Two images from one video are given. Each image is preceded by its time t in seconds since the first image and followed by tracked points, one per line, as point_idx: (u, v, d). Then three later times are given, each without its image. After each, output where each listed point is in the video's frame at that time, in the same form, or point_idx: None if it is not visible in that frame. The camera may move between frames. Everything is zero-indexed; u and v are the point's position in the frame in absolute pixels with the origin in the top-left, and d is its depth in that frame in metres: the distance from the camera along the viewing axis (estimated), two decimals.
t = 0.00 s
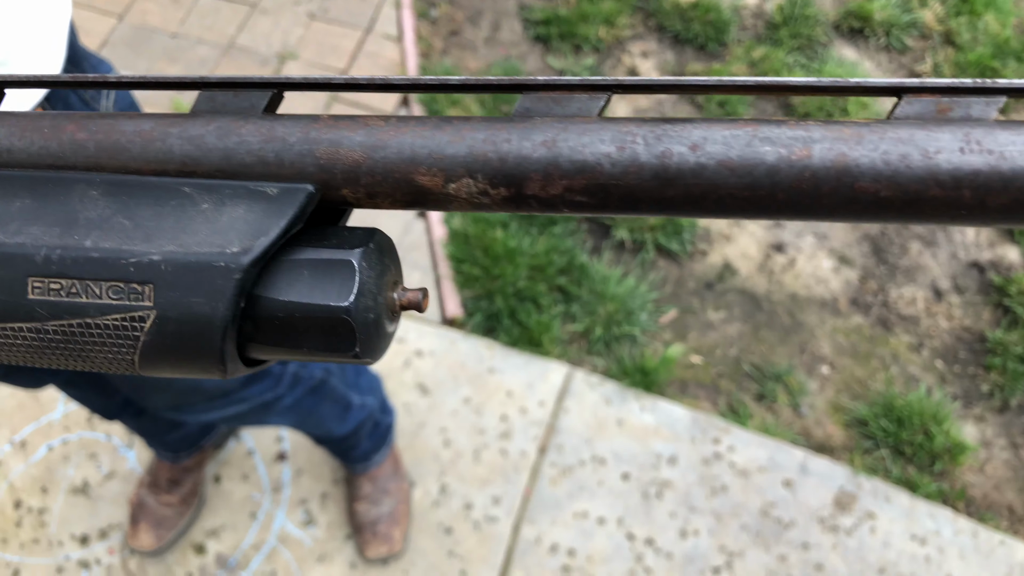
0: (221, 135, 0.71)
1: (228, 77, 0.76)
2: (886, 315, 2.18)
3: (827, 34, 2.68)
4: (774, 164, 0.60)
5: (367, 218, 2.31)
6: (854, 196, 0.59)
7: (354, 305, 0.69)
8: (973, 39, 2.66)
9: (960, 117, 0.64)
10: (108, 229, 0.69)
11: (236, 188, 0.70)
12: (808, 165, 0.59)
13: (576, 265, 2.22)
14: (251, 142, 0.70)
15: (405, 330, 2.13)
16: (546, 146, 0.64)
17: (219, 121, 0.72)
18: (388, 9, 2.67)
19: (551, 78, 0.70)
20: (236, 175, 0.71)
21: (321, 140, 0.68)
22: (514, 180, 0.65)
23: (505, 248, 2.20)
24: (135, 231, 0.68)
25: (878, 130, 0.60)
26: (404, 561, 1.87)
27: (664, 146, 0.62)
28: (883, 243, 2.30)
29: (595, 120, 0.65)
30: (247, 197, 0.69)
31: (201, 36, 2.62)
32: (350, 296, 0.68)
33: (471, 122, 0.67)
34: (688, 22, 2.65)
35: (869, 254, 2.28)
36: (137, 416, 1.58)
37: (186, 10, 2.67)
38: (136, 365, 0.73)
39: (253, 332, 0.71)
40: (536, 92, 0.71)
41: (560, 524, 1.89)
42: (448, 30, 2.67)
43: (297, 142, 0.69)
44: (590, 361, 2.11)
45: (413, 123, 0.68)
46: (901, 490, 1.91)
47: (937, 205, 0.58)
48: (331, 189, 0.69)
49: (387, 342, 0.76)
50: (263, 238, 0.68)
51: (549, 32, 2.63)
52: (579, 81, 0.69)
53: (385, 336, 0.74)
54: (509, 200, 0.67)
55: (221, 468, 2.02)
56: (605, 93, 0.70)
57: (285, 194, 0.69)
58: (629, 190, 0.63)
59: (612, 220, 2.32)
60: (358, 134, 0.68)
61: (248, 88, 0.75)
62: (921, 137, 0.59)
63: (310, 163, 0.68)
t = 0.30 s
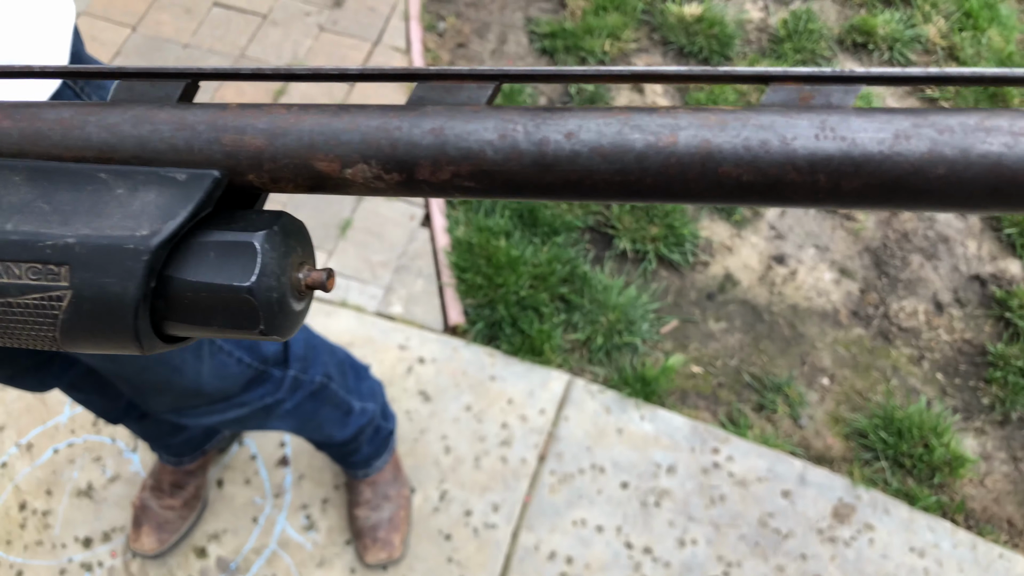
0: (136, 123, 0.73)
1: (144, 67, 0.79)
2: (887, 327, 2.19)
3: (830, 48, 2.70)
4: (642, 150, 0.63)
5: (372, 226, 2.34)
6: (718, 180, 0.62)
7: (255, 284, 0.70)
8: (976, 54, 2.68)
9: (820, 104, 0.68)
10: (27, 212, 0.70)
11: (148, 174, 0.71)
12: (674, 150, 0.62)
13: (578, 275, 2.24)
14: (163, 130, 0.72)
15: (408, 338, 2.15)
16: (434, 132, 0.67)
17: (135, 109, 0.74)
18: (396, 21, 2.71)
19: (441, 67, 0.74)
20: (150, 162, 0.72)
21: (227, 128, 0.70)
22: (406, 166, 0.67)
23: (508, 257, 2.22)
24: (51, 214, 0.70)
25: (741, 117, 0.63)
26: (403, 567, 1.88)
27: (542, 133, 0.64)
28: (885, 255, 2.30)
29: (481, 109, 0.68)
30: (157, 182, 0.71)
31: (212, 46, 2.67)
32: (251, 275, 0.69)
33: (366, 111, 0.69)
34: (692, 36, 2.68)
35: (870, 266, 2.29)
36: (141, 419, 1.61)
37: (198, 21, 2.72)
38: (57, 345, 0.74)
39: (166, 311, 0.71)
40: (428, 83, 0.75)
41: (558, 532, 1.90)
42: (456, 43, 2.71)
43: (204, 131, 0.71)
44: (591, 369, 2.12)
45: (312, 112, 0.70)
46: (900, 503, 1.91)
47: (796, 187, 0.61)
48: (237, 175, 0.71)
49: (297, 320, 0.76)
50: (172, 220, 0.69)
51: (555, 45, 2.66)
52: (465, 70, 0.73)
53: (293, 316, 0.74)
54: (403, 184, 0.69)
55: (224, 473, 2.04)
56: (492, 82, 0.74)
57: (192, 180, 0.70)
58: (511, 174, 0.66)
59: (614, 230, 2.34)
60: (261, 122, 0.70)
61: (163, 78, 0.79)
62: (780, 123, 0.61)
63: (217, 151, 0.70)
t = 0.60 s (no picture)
0: (4, 124, 0.72)
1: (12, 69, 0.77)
2: (881, 330, 2.20)
3: (824, 53, 2.72)
4: (483, 143, 0.62)
5: (369, 233, 2.36)
6: (555, 172, 0.61)
7: (118, 280, 0.66)
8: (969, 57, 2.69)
9: (656, 96, 0.65)
10: None
11: (15, 175, 0.70)
12: (511, 145, 0.61)
13: (573, 279, 2.25)
14: (28, 131, 0.71)
15: (404, 343, 2.16)
16: (287, 129, 0.66)
17: (6, 111, 0.73)
18: (392, 30, 2.73)
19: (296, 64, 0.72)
20: (18, 162, 0.71)
21: (91, 128, 0.69)
22: (262, 162, 0.66)
23: (503, 262, 2.24)
24: None
25: (579, 108, 0.62)
26: (400, 571, 1.89)
27: (389, 127, 0.64)
28: (879, 258, 2.32)
29: (332, 107, 0.67)
30: (23, 182, 0.69)
31: (210, 56, 2.70)
32: (115, 272, 0.66)
33: (224, 109, 0.68)
34: (686, 41, 2.70)
35: (864, 269, 2.30)
36: (137, 426, 1.63)
37: (197, 31, 2.75)
38: None
39: (35, 310, 0.68)
40: (284, 79, 0.73)
41: (554, 535, 1.90)
42: (451, 51, 2.73)
43: (70, 131, 0.70)
44: (586, 373, 2.13)
45: (172, 111, 0.69)
46: (895, 504, 1.92)
47: (631, 178, 0.61)
48: (102, 175, 0.70)
49: (168, 317, 0.73)
50: (34, 220, 0.67)
51: (550, 52, 2.68)
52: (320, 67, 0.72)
53: (164, 317, 0.71)
54: (262, 181, 0.68)
55: (221, 478, 2.05)
56: (346, 79, 0.73)
57: (57, 179, 0.69)
58: (359, 169, 0.65)
59: (609, 234, 2.35)
60: (124, 122, 0.69)
61: (33, 78, 0.77)
62: (614, 115, 0.60)
63: (82, 150, 0.69)
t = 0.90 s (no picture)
0: None
1: None
2: (869, 335, 2.21)
3: (811, 61, 2.74)
4: (360, 156, 0.59)
5: (360, 240, 2.37)
6: (426, 183, 0.58)
7: (18, 288, 0.63)
8: (955, 64, 2.71)
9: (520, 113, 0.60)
10: None
11: None
12: (385, 156, 0.58)
13: (563, 286, 2.26)
14: None
15: (395, 350, 2.17)
16: (181, 143, 0.62)
17: None
18: (384, 39, 2.75)
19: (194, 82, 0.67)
20: None
21: None
22: (160, 174, 0.62)
23: (494, 269, 2.24)
24: None
25: (450, 122, 0.59)
26: None
27: (273, 140, 0.60)
28: (867, 263, 2.34)
29: (225, 122, 0.63)
30: None
31: (202, 65, 2.71)
32: (15, 279, 0.63)
33: (124, 124, 0.63)
34: (675, 49, 2.72)
35: (852, 274, 2.32)
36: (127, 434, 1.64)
37: (189, 40, 2.76)
38: None
39: None
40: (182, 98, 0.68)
41: (544, 540, 1.90)
42: (442, 59, 2.74)
43: None
44: (576, 379, 2.14)
45: (72, 128, 0.64)
46: (883, 508, 1.93)
47: (496, 189, 0.58)
48: (7, 187, 0.64)
49: (70, 327, 0.69)
50: None
51: (540, 61, 2.69)
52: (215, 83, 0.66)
53: (71, 325, 0.68)
54: (161, 194, 0.63)
55: (212, 486, 2.05)
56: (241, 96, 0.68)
57: None
58: (247, 182, 0.61)
59: (599, 241, 2.37)
60: (25, 137, 0.64)
61: None
62: (479, 126, 0.58)
63: None
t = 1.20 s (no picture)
0: None
1: None
2: (865, 342, 2.22)
3: (807, 69, 2.76)
4: (277, 158, 0.58)
5: (357, 248, 2.38)
6: (342, 185, 0.57)
7: None
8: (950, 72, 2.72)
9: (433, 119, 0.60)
10: None
11: None
12: (301, 159, 0.58)
13: (559, 293, 2.27)
14: None
15: (391, 357, 2.17)
16: (109, 146, 0.61)
17: None
18: (381, 48, 2.77)
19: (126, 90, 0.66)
20: None
21: None
22: (88, 176, 0.61)
23: (491, 276, 2.24)
24: None
25: (366, 126, 0.58)
26: None
27: (197, 143, 0.60)
28: (862, 271, 2.34)
29: (152, 126, 0.62)
30: None
31: (201, 73, 2.72)
32: None
33: (54, 129, 0.63)
34: (671, 58, 2.74)
35: (848, 281, 2.32)
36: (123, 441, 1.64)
37: (187, 49, 2.78)
38: None
39: None
40: (115, 103, 0.67)
41: (540, 548, 1.90)
42: (439, 68, 2.76)
43: None
44: (572, 386, 2.14)
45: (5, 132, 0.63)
46: (879, 515, 1.93)
47: (408, 192, 0.57)
48: None
49: (9, 325, 0.70)
50: None
51: (536, 69, 2.70)
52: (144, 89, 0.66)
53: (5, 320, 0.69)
54: (91, 196, 0.62)
55: (207, 493, 2.05)
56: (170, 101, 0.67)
57: None
58: (173, 184, 0.60)
59: (595, 249, 2.38)
60: None
61: None
62: (391, 130, 0.57)
63: None
